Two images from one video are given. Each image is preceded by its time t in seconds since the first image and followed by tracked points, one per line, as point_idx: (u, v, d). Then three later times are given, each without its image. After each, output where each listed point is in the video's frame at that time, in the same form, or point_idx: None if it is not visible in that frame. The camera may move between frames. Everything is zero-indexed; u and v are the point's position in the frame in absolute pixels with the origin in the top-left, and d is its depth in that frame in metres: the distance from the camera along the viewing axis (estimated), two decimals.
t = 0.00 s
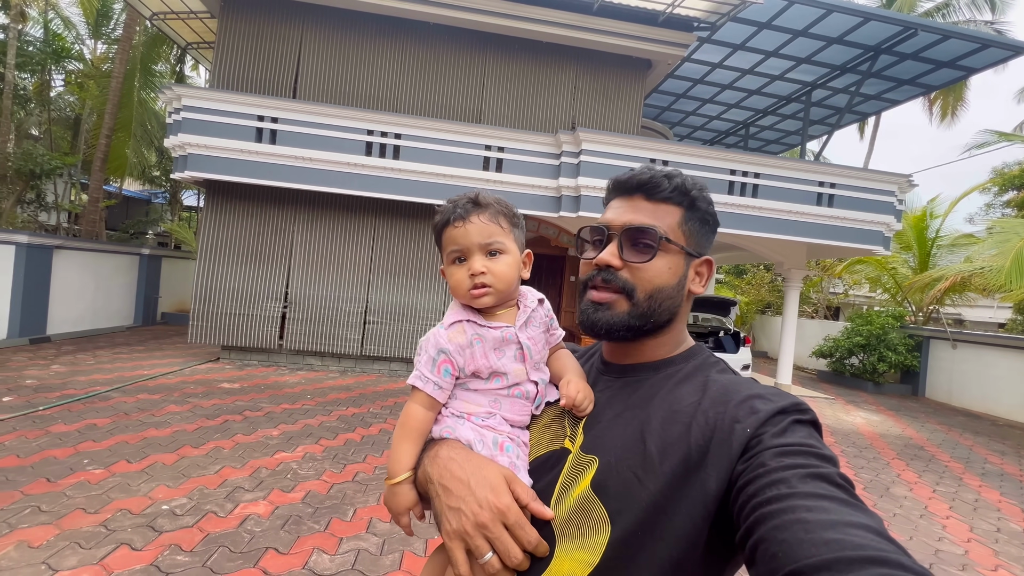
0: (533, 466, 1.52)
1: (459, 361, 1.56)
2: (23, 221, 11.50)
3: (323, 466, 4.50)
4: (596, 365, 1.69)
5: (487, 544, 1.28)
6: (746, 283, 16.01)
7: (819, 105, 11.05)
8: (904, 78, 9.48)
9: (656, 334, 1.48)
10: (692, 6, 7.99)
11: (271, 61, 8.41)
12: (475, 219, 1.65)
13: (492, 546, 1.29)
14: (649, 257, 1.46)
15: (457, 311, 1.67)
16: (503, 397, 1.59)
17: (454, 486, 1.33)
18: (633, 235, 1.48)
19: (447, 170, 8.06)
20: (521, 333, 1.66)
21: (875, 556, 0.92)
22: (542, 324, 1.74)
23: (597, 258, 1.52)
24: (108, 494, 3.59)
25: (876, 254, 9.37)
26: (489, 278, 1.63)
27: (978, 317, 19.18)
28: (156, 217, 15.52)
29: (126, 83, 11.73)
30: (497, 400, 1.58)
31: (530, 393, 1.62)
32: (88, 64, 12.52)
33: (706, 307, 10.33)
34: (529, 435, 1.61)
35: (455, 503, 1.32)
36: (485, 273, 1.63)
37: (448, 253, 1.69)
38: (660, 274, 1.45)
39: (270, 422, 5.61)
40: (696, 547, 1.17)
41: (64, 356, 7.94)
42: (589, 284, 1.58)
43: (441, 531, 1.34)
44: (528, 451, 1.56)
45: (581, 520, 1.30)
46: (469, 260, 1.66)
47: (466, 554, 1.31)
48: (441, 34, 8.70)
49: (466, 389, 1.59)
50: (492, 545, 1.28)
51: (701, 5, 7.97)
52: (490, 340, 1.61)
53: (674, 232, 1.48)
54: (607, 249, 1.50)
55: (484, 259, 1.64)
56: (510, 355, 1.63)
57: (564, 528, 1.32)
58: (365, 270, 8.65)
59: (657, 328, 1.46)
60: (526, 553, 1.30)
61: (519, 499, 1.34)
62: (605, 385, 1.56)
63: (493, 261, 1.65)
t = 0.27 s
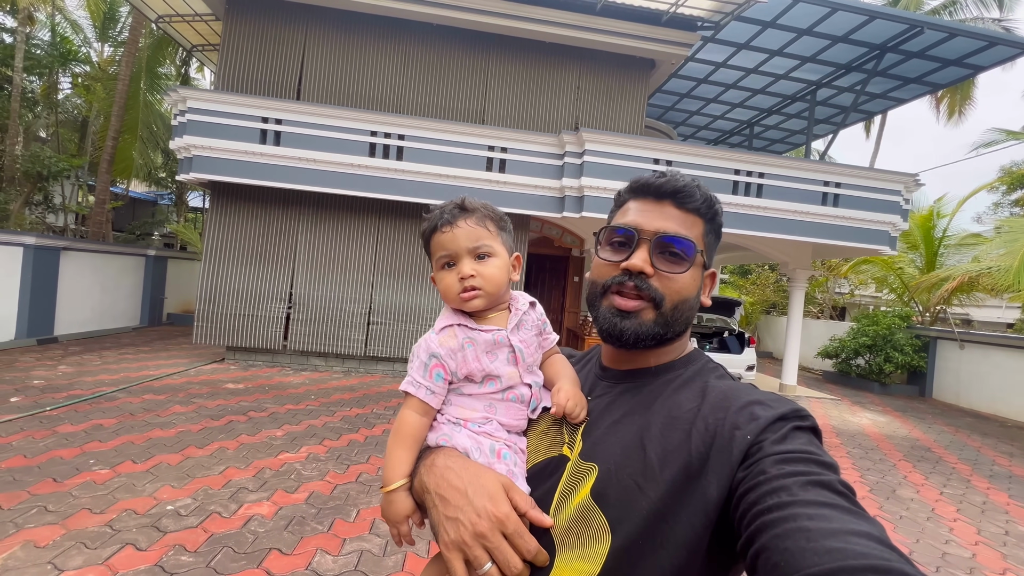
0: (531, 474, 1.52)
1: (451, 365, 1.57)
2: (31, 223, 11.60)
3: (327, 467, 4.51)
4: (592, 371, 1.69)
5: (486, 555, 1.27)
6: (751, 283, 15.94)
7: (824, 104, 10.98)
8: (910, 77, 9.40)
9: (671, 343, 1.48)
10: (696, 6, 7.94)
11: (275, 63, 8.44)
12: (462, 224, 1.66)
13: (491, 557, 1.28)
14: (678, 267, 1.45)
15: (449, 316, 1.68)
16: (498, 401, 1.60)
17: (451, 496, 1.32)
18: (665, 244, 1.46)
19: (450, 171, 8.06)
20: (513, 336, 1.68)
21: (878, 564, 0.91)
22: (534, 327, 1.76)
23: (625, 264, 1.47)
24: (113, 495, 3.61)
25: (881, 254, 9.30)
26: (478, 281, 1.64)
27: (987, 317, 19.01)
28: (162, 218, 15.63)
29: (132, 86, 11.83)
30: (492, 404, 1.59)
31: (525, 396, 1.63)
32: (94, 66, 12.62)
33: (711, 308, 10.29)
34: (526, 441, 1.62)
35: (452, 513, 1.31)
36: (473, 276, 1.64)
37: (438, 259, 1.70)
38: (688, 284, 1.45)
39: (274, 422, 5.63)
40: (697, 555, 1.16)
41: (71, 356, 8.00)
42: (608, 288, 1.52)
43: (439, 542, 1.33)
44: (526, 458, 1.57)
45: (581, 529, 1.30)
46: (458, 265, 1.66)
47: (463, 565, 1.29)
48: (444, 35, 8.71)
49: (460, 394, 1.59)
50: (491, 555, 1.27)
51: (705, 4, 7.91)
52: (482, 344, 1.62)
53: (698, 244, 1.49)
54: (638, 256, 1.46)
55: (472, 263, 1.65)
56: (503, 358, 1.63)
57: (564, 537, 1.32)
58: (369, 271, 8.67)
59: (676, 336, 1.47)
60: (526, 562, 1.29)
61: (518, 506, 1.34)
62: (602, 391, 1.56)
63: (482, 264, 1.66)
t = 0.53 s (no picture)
0: (527, 476, 1.52)
1: (444, 366, 1.57)
2: (35, 225, 11.65)
3: (329, 467, 4.51)
4: (586, 374, 1.69)
5: (483, 559, 1.27)
6: (753, 284, 15.89)
7: (826, 104, 10.95)
8: (912, 76, 9.37)
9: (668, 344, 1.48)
10: (697, 6, 7.94)
11: (276, 65, 8.47)
12: (484, 231, 1.65)
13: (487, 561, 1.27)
14: (673, 268, 1.45)
15: (443, 318, 1.68)
16: (493, 402, 1.60)
17: (448, 500, 1.32)
18: (659, 246, 1.46)
19: (451, 172, 8.07)
20: (505, 338, 1.69)
21: (874, 564, 0.91)
22: (526, 329, 1.77)
23: (620, 265, 1.47)
24: (116, 496, 3.62)
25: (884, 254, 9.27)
26: (498, 289, 1.65)
27: (991, 317, 18.92)
28: (165, 220, 15.68)
29: (135, 88, 11.89)
30: (487, 405, 1.59)
31: (519, 397, 1.63)
32: (97, 69, 12.67)
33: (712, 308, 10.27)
34: (522, 444, 1.61)
35: (449, 517, 1.31)
36: (495, 284, 1.64)
37: (452, 264, 1.64)
38: (683, 286, 1.45)
39: (276, 423, 5.64)
40: (695, 557, 1.16)
41: (74, 358, 8.03)
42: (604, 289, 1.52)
43: (435, 546, 1.33)
44: (522, 462, 1.57)
45: (578, 532, 1.30)
46: (478, 271, 1.64)
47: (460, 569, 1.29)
48: (445, 36, 8.73)
49: (454, 396, 1.59)
50: (488, 559, 1.27)
51: (706, 4, 7.91)
52: (474, 345, 1.62)
53: (694, 246, 1.49)
54: (633, 258, 1.46)
55: (493, 271, 1.65)
56: (495, 359, 1.64)
57: (560, 539, 1.32)
58: (370, 272, 8.68)
59: (672, 337, 1.46)
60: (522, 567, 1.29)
61: (514, 510, 1.34)
62: (598, 393, 1.55)
63: (500, 272, 1.68)
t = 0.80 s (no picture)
0: (527, 480, 1.52)
1: (446, 368, 1.57)
2: (34, 227, 11.63)
3: (328, 469, 4.50)
4: (586, 376, 1.68)
5: (482, 562, 1.26)
6: (753, 284, 15.90)
7: (825, 104, 10.97)
8: (911, 77, 9.38)
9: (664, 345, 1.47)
10: (696, 7, 7.95)
11: (275, 66, 8.47)
12: (507, 237, 1.68)
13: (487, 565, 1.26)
14: (666, 267, 1.44)
15: (444, 319, 1.67)
16: (494, 403, 1.59)
17: (448, 504, 1.31)
18: (650, 245, 1.45)
19: (450, 173, 8.07)
20: (508, 340, 1.69)
21: (876, 567, 0.90)
22: (529, 331, 1.77)
23: (611, 266, 1.47)
24: (114, 499, 3.61)
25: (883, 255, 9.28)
26: (515, 295, 1.69)
27: (990, 317, 18.94)
28: (164, 222, 15.67)
29: (134, 90, 11.89)
30: (488, 407, 1.59)
31: (520, 399, 1.62)
32: (96, 71, 12.65)
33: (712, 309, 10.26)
34: (522, 447, 1.61)
35: (449, 521, 1.30)
36: (513, 290, 1.68)
37: (475, 266, 1.63)
38: (676, 285, 1.44)
39: (275, 425, 5.63)
40: (696, 560, 1.15)
41: (73, 360, 8.01)
42: (599, 291, 1.52)
43: (435, 550, 1.32)
44: (522, 464, 1.57)
45: (578, 535, 1.29)
46: (497, 275, 1.66)
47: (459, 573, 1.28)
48: (444, 37, 8.73)
49: (455, 398, 1.59)
50: (488, 563, 1.26)
51: (705, 5, 7.93)
52: (477, 346, 1.62)
53: (687, 244, 1.47)
54: (624, 257, 1.46)
55: (511, 276, 1.68)
56: (498, 361, 1.64)
57: (560, 542, 1.31)
58: (370, 274, 8.68)
59: (668, 338, 1.45)
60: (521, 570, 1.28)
61: (514, 513, 1.33)
62: (599, 396, 1.55)
63: (516, 279, 1.72)
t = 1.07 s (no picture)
0: (526, 480, 1.51)
1: (442, 367, 1.56)
2: (29, 229, 11.57)
3: (326, 472, 4.48)
4: (585, 377, 1.68)
5: (481, 564, 1.25)
6: (750, 285, 15.94)
7: (821, 106, 11.02)
8: (906, 79, 9.44)
9: (650, 340, 1.46)
10: (693, 9, 7.98)
11: (273, 67, 8.45)
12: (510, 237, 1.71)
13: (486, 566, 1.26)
14: (639, 262, 1.44)
15: (441, 320, 1.67)
16: (491, 402, 1.59)
17: (446, 506, 1.30)
18: (622, 240, 1.47)
19: (448, 175, 8.07)
20: (502, 339, 1.68)
21: (876, 570, 0.90)
22: (522, 331, 1.76)
23: (587, 265, 1.51)
24: (109, 502, 3.58)
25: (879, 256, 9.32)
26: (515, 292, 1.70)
27: (985, 318, 19.04)
28: (161, 223, 15.61)
29: (130, 91, 11.85)
30: (485, 405, 1.58)
31: (516, 397, 1.62)
32: (92, 72, 12.59)
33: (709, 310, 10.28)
34: (521, 447, 1.60)
35: (449, 524, 1.29)
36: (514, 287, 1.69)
37: (480, 264, 1.63)
38: (650, 279, 1.42)
39: (273, 427, 5.61)
40: (695, 561, 1.15)
41: (68, 363, 7.96)
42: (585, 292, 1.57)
43: (434, 553, 1.31)
44: (521, 465, 1.56)
45: (576, 536, 1.28)
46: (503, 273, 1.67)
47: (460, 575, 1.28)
48: (442, 39, 8.73)
49: (452, 397, 1.57)
50: (487, 566, 1.26)
51: (702, 8, 7.96)
52: (472, 345, 1.61)
53: (665, 237, 1.46)
54: (597, 254, 1.49)
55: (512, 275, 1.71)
56: (492, 359, 1.63)
57: (560, 544, 1.31)
58: (367, 275, 8.66)
59: (651, 334, 1.44)
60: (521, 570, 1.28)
61: (513, 514, 1.32)
62: (598, 396, 1.54)
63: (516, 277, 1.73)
